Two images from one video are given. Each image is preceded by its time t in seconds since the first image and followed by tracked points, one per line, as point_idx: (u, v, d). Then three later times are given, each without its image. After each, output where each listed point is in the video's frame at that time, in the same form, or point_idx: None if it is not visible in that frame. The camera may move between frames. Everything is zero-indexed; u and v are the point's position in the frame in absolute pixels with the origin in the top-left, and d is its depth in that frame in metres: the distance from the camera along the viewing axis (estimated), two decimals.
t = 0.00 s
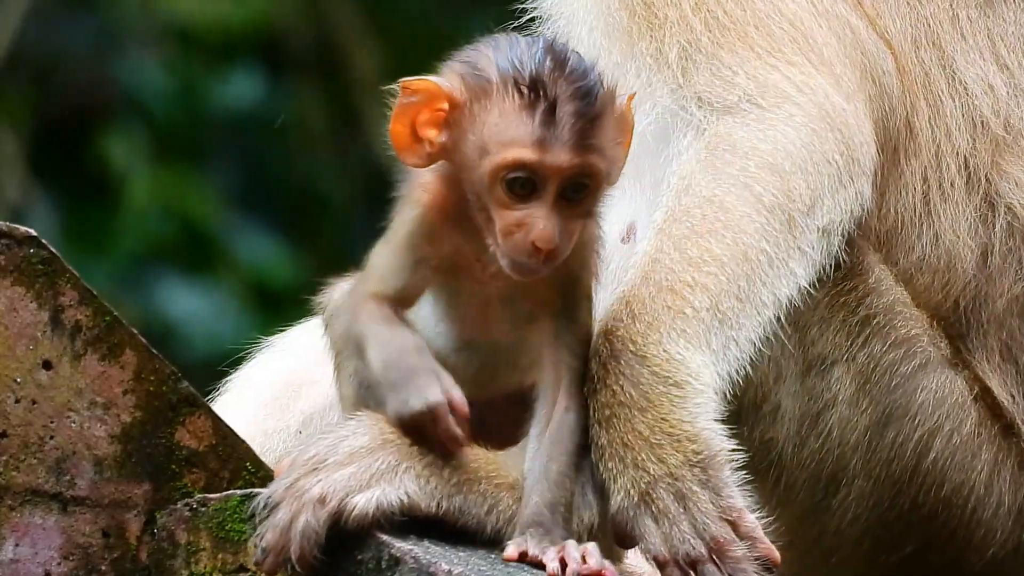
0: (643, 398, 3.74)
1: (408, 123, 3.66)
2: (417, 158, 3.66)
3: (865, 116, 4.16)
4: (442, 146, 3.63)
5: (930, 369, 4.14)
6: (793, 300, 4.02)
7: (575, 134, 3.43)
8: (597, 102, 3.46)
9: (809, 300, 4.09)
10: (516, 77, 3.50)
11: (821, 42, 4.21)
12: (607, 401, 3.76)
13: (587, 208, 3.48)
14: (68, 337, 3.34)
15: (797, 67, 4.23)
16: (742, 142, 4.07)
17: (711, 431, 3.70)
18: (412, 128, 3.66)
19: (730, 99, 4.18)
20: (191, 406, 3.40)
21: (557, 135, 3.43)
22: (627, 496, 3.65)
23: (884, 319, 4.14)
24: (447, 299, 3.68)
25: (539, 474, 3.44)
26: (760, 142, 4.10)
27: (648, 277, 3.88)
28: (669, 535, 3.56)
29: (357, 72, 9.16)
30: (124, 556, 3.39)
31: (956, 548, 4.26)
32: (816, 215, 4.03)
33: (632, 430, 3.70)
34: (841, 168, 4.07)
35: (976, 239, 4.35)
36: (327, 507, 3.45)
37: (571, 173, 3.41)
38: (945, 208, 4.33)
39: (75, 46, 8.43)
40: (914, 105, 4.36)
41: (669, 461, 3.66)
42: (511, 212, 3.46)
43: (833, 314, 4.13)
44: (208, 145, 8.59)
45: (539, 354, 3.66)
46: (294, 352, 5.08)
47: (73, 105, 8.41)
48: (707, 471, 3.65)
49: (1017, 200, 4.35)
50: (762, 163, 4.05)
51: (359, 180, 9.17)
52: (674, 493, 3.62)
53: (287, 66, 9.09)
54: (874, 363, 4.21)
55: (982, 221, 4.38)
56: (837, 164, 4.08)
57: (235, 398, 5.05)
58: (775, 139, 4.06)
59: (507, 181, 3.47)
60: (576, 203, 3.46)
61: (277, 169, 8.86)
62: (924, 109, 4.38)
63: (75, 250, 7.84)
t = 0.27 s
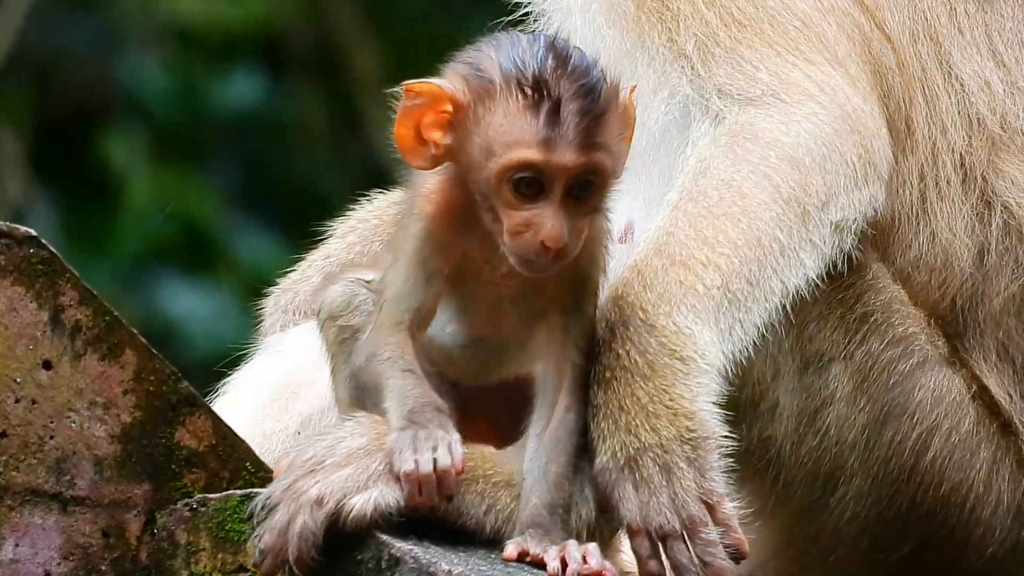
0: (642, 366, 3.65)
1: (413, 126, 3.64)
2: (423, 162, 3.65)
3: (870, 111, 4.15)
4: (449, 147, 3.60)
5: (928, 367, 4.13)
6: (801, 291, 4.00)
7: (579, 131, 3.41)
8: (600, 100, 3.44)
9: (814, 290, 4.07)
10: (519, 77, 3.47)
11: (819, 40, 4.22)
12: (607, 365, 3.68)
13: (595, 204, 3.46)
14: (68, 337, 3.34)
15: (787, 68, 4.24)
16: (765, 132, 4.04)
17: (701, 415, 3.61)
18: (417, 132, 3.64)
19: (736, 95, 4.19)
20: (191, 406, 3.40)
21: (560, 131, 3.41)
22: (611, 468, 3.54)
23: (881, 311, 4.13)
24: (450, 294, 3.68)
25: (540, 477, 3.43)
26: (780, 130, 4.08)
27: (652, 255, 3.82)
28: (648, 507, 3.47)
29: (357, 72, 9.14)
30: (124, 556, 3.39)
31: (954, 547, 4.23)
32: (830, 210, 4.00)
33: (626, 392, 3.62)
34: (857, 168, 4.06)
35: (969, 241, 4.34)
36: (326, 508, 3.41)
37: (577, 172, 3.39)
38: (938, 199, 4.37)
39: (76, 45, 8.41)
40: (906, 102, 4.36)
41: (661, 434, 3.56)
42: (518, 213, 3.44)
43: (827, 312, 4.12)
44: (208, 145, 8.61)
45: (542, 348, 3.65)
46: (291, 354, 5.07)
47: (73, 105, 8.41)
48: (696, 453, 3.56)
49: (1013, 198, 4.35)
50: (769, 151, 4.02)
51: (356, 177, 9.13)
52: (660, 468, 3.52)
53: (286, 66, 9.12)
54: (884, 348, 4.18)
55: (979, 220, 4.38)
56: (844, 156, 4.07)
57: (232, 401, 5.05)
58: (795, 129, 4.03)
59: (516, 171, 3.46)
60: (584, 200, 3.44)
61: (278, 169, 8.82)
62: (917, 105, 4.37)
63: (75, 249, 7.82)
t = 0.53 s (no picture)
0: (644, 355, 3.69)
1: (425, 127, 3.57)
2: (436, 161, 3.57)
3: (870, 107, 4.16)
4: (457, 149, 3.54)
5: (928, 367, 4.13)
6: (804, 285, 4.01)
7: (585, 139, 3.37)
8: (609, 108, 3.39)
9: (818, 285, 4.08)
10: (527, 83, 3.41)
11: (811, 43, 4.24)
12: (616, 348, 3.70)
13: (604, 210, 3.41)
14: (68, 337, 3.34)
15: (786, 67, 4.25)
16: (776, 131, 4.10)
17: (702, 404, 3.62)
18: (429, 132, 3.57)
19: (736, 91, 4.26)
20: (191, 407, 3.40)
21: (567, 139, 3.36)
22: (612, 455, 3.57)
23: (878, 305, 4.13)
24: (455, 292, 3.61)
25: (543, 478, 3.43)
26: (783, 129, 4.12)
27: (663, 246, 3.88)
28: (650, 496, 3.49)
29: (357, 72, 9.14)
30: (124, 556, 3.39)
31: (953, 547, 4.22)
32: (837, 209, 4.04)
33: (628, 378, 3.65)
34: (865, 170, 4.09)
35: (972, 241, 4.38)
36: (324, 508, 3.42)
37: (582, 181, 3.35)
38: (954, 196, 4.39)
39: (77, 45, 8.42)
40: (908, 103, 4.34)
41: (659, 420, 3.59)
42: (523, 217, 3.41)
43: (827, 311, 4.11)
44: (208, 145, 8.59)
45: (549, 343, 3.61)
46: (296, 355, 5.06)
47: (73, 105, 8.44)
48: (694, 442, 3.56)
49: (1018, 204, 4.35)
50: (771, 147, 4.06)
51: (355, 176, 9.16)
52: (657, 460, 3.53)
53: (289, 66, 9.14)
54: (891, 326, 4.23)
55: (984, 224, 4.38)
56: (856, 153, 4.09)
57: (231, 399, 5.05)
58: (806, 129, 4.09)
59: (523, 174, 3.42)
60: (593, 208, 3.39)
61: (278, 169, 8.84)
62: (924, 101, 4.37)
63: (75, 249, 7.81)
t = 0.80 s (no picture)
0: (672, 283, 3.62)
1: (424, 129, 3.58)
2: (437, 162, 3.58)
3: (894, 94, 3.94)
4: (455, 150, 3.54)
5: (928, 367, 4.10)
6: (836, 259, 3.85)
7: (569, 133, 3.26)
8: (593, 100, 3.27)
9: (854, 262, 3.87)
10: (510, 80, 3.31)
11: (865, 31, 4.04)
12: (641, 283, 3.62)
13: (597, 202, 3.32)
14: (68, 337, 3.34)
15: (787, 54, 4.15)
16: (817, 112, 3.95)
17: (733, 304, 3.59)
18: (429, 132, 3.58)
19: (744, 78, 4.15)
20: (191, 406, 3.40)
21: (550, 135, 3.26)
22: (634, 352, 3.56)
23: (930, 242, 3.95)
24: (466, 286, 3.65)
25: (546, 479, 3.42)
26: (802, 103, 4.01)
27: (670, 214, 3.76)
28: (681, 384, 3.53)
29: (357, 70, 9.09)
30: (124, 556, 3.38)
31: (954, 548, 4.22)
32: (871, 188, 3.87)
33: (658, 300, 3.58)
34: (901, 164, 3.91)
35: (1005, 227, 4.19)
36: (324, 508, 3.46)
37: (570, 176, 3.25)
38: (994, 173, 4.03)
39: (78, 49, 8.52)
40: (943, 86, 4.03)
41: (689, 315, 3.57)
42: (518, 213, 3.33)
43: (827, 311, 3.95)
44: (208, 145, 8.61)
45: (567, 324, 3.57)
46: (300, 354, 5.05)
47: (74, 106, 8.53)
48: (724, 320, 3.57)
49: None
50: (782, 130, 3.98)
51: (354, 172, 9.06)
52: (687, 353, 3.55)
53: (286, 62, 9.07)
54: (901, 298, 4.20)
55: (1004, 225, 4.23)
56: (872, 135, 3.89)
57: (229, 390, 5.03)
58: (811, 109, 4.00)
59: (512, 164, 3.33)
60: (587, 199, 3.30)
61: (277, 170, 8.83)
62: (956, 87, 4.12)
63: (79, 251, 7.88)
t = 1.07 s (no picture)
0: (687, 237, 3.83)
1: (401, 140, 3.52)
2: (416, 173, 3.52)
3: (965, 113, 4.10)
4: (432, 160, 3.49)
5: (928, 366, 4.09)
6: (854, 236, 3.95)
7: (548, 138, 3.28)
8: (573, 101, 3.29)
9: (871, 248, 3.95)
10: (488, 87, 3.32)
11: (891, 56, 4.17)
12: (657, 238, 3.85)
13: (578, 204, 3.33)
14: (68, 337, 3.34)
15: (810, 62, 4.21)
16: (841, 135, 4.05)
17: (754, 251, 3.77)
18: (406, 144, 3.52)
19: (789, 90, 4.22)
20: (191, 406, 3.40)
21: (529, 141, 3.28)
22: (658, 301, 3.73)
23: (971, 253, 4.16)
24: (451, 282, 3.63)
25: (543, 478, 3.35)
26: (858, 105, 4.13)
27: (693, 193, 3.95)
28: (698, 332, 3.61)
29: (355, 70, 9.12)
30: (124, 556, 3.39)
31: (954, 547, 4.20)
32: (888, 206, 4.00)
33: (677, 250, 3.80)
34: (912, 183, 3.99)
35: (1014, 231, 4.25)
36: (324, 508, 3.49)
37: (549, 180, 3.27)
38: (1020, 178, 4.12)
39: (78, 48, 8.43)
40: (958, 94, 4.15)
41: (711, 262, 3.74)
42: (500, 219, 3.34)
43: (829, 310, 4.01)
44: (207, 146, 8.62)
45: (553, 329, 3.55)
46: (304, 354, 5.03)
47: (73, 106, 8.46)
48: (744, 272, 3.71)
49: None
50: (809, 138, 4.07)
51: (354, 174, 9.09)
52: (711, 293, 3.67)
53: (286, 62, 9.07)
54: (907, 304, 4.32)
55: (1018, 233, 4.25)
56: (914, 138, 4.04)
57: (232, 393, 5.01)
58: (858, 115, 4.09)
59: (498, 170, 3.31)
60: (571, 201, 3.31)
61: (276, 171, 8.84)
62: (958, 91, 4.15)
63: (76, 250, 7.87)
